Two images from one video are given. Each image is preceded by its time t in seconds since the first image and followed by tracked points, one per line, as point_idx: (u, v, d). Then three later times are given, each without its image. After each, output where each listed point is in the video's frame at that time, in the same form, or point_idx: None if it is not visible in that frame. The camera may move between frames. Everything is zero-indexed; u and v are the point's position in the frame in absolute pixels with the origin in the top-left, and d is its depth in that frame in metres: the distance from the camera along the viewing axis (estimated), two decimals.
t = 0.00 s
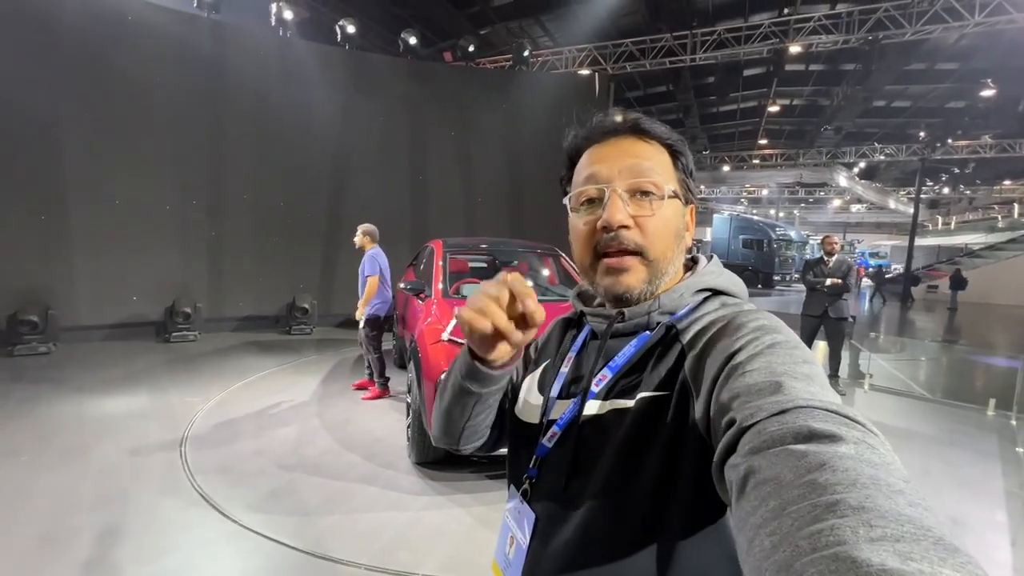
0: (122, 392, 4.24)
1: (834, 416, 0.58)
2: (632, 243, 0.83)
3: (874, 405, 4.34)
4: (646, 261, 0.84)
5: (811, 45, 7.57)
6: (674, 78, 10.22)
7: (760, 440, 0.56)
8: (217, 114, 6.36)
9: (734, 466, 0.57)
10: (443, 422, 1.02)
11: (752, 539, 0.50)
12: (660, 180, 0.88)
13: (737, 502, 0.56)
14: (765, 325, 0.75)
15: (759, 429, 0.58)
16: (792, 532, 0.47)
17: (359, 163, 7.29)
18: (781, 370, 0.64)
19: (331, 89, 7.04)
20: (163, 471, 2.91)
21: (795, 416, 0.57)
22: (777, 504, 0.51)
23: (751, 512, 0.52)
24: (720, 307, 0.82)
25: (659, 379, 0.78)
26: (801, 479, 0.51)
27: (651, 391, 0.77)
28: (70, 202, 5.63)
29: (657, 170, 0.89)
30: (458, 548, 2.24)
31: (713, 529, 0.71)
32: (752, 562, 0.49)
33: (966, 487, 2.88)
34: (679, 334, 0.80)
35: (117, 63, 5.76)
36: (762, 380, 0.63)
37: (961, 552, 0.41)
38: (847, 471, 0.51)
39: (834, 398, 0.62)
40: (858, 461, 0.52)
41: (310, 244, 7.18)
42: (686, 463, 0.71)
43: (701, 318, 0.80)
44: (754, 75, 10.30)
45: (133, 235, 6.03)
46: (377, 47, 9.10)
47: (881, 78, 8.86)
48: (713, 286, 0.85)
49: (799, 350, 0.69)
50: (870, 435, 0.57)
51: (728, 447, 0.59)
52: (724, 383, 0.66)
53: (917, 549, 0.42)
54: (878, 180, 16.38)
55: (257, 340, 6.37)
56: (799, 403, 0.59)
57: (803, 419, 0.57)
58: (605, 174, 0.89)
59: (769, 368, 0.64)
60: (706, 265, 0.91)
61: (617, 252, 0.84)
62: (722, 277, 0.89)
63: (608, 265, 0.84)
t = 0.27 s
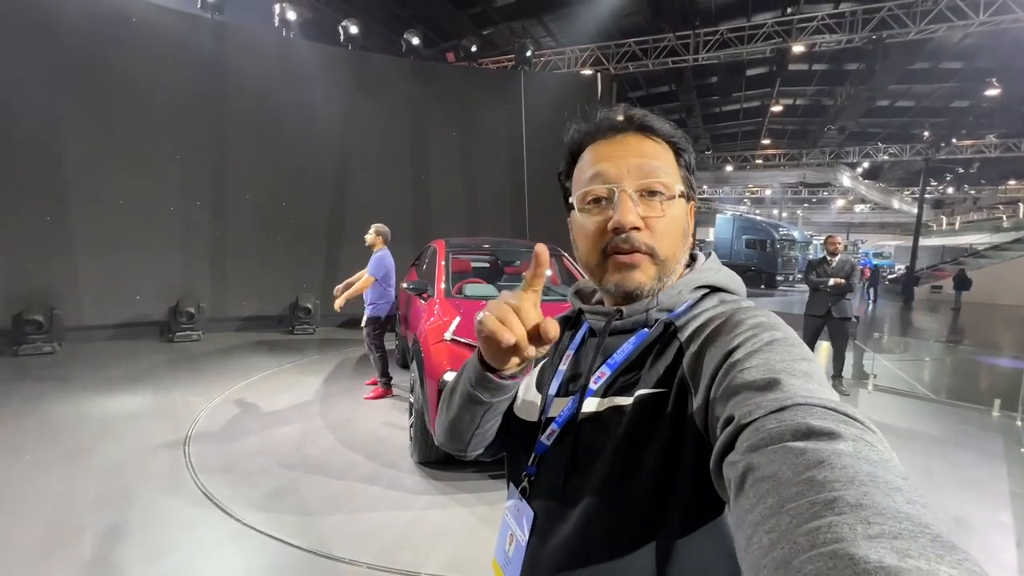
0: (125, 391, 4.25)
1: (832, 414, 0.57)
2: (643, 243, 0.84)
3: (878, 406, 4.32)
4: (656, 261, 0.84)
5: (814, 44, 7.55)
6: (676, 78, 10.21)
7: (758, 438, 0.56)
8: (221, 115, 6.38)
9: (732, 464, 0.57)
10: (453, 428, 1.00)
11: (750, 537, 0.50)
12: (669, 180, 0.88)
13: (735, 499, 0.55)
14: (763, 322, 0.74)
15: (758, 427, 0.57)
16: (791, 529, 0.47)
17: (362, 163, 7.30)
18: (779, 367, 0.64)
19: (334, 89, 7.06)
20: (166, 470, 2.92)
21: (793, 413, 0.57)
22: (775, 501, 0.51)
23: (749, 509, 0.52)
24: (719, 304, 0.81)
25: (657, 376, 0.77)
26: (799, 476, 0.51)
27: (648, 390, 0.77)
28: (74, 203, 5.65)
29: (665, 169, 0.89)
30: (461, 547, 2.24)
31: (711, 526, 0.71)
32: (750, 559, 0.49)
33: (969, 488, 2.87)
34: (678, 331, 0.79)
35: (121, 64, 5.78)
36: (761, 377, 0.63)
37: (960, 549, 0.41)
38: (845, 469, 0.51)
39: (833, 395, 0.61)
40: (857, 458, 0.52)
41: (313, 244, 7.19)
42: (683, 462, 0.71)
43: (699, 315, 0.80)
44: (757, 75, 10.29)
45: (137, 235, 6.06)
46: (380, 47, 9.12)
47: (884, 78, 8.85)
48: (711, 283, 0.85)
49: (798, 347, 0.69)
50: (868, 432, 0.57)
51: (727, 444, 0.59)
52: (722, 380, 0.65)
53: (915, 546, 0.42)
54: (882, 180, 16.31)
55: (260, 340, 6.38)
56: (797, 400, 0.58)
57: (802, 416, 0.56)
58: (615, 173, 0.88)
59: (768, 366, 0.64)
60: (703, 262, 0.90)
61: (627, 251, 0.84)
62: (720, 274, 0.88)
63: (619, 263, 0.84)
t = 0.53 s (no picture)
0: (131, 388, 4.28)
1: (833, 408, 0.57)
2: (632, 252, 0.84)
3: (883, 405, 4.30)
4: (646, 268, 0.84)
5: (819, 41, 7.50)
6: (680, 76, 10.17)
7: (759, 434, 0.56)
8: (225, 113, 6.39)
9: (733, 460, 0.57)
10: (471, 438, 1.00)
11: (753, 533, 0.50)
12: (653, 184, 0.87)
13: (736, 495, 0.55)
14: (763, 315, 0.73)
15: (758, 422, 0.57)
16: (793, 526, 0.47)
17: (365, 162, 7.31)
18: (779, 362, 0.63)
19: (337, 87, 7.07)
20: (172, 466, 2.93)
21: (794, 409, 0.57)
22: (777, 497, 0.50)
23: (752, 505, 0.52)
24: (719, 299, 0.79)
25: (655, 374, 0.76)
26: (801, 472, 0.51)
27: (646, 387, 0.76)
28: (80, 201, 5.68)
29: (648, 173, 0.88)
30: (464, 545, 2.25)
31: (712, 523, 0.70)
32: (752, 555, 0.49)
33: (975, 487, 2.85)
34: (677, 326, 0.78)
35: (126, 63, 5.80)
36: (761, 372, 0.62)
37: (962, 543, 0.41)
38: (848, 463, 0.50)
39: (833, 390, 0.61)
40: (858, 452, 0.52)
41: (317, 242, 7.20)
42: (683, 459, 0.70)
43: (699, 310, 0.77)
44: (761, 73, 10.25)
45: (142, 233, 6.08)
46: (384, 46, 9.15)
47: (890, 75, 8.80)
48: (711, 278, 0.82)
49: (797, 342, 0.68)
50: (869, 426, 0.56)
51: (727, 441, 0.58)
52: (721, 375, 0.64)
53: (917, 540, 0.42)
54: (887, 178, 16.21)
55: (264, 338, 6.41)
56: (797, 396, 0.58)
57: (802, 412, 0.56)
58: (598, 184, 0.88)
59: (767, 360, 0.63)
60: (701, 259, 0.87)
61: (618, 262, 0.84)
62: (719, 268, 0.85)
63: (610, 274, 0.84)
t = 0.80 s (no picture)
0: (136, 386, 4.30)
1: (835, 410, 0.57)
2: (628, 251, 0.83)
3: (887, 404, 4.30)
4: (643, 267, 0.84)
5: (823, 39, 7.47)
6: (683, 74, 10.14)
7: (760, 436, 0.55)
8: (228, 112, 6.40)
9: (734, 461, 0.57)
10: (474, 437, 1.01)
11: (753, 535, 0.50)
12: (649, 183, 0.87)
13: (738, 496, 0.55)
14: (763, 315, 0.73)
15: (760, 424, 0.56)
16: (794, 528, 0.47)
17: (368, 160, 7.31)
18: (780, 363, 0.63)
19: (340, 86, 7.07)
20: (176, 464, 2.95)
21: (795, 410, 0.56)
22: (777, 499, 0.50)
23: (752, 506, 0.52)
24: (720, 300, 0.78)
25: (656, 374, 0.75)
26: (802, 474, 0.50)
27: (646, 387, 0.75)
28: (84, 199, 5.70)
29: (645, 172, 0.87)
30: (468, 543, 2.25)
31: (714, 524, 0.70)
32: (754, 561, 0.48)
33: (978, 487, 2.85)
34: (679, 327, 0.77)
35: (129, 61, 5.81)
36: (761, 374, 0.62)
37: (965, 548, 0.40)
38: (849, 465, 0.50)
39: (835, 391, 0.61)
40: (860, 455, 0.51)
41: (320, 241, 7.23)
42: (685, 460, 0.70)
43: (700, 311, 0.77)
44: (764, 71, 10.22)
45: (145, 232, 6.10)
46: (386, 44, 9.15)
47: (895, 73, 8.76)
48: (712, 278, 0.81)
49: (799, 342, 0.68)
50: (871, 428, 0.56)
51: (728, 442, 0.58)
52: (722, 376, 0.64)
53: (918, 542, 0.42)
54: (891, 176, 16.16)
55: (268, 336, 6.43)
56: (799, 398, 0.58)
57: (804, 413, 0.56)
58: (595, 184, 0.88)
59: (769, 362, 0.63)
60: (703, 259, 0.86)
61: (612, 260, 0.84)
62: (720, 268, 0.84)
63: (606, 273, 0.84)
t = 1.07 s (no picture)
0: (135, 384, 4.30)
1: (837, 416, 0.57)
2: (624, 244, 0.83)
3: (886, 402, 4.31)
4: (638, 262, 0.83)
5: (824, 36, 7.45)
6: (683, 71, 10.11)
7: (762, 442, 0.55)
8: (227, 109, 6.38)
9: (736, 468, 0.56)
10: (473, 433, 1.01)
11: (756, 542, 0.50)
12: (655, 181, 0.86)
13: (739, 503, 0.55)
14: (763, 320, 0.73)
15: (761, 430, 0.57)
16: (797, 535, 0.47)
17: (368, 157, 7.29)
18: (782, 368, 0.63)
19: (340, 83, 7.04)
20: (176, 463, 2.95)
21: (797, 416, 0.57)
22: (780, 506, 0.50)
23: (755, 513, 0.52)
24: (720, 304, 0.79)
25: (654, 377, 0.76)
26: (804, 482, 0.51)
27: (645, 391, 0.76)
28: (82, 197, 5.68)
29: (652, 171, 0.87)
30: (468, 542, 2.26)
31: (711, 530, 0.70)
32: (757, 567, 0.49)
33: (977, 485, 2.86)
34: (679, 332, 0.77)
35: (128, 58, 5.78)
36: (761, 379, 0.62)
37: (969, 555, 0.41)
38: (852, 473, 0.50)
39: (836, 396, 0.61)
40: (862, 462, 0.52)
41: (319, 239, 7.22)
42: (683, 466, 0.70)
43: (700, 315, 0.77)
44: (764, 68, 10.21)
45: (144, 229, 6.09)
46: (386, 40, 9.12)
47: (895, 70, 8.74)
48: (713, 282, 0.81)
49: (799, 347, 0.68)
50: (872, 434, 0.56)
51: (729, 449, 0.58)
52: (722, 381, 0.64)
53: (921, 550, 0.42)
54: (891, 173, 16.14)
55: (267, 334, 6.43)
56: (800, 404, 0.58)
57: (806, 420, 0.56)
58: (600, 175, 0.88)
59: (770, 367, 0.63)
60: (707, 263, 0.86)
61: (609, 252, 0.84)
62: (722, 273, 0.84)
63: (600, 264, 0.84)
